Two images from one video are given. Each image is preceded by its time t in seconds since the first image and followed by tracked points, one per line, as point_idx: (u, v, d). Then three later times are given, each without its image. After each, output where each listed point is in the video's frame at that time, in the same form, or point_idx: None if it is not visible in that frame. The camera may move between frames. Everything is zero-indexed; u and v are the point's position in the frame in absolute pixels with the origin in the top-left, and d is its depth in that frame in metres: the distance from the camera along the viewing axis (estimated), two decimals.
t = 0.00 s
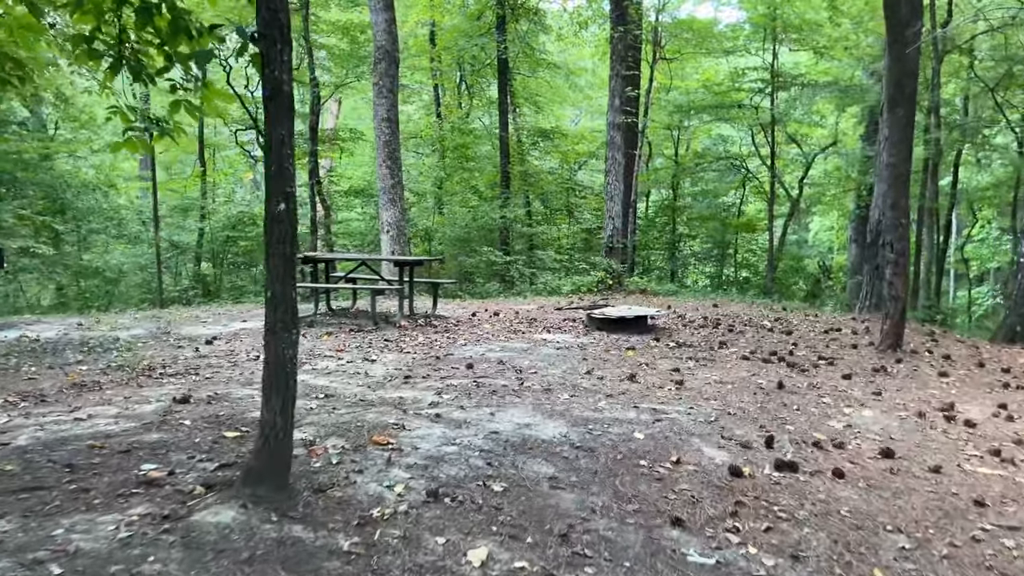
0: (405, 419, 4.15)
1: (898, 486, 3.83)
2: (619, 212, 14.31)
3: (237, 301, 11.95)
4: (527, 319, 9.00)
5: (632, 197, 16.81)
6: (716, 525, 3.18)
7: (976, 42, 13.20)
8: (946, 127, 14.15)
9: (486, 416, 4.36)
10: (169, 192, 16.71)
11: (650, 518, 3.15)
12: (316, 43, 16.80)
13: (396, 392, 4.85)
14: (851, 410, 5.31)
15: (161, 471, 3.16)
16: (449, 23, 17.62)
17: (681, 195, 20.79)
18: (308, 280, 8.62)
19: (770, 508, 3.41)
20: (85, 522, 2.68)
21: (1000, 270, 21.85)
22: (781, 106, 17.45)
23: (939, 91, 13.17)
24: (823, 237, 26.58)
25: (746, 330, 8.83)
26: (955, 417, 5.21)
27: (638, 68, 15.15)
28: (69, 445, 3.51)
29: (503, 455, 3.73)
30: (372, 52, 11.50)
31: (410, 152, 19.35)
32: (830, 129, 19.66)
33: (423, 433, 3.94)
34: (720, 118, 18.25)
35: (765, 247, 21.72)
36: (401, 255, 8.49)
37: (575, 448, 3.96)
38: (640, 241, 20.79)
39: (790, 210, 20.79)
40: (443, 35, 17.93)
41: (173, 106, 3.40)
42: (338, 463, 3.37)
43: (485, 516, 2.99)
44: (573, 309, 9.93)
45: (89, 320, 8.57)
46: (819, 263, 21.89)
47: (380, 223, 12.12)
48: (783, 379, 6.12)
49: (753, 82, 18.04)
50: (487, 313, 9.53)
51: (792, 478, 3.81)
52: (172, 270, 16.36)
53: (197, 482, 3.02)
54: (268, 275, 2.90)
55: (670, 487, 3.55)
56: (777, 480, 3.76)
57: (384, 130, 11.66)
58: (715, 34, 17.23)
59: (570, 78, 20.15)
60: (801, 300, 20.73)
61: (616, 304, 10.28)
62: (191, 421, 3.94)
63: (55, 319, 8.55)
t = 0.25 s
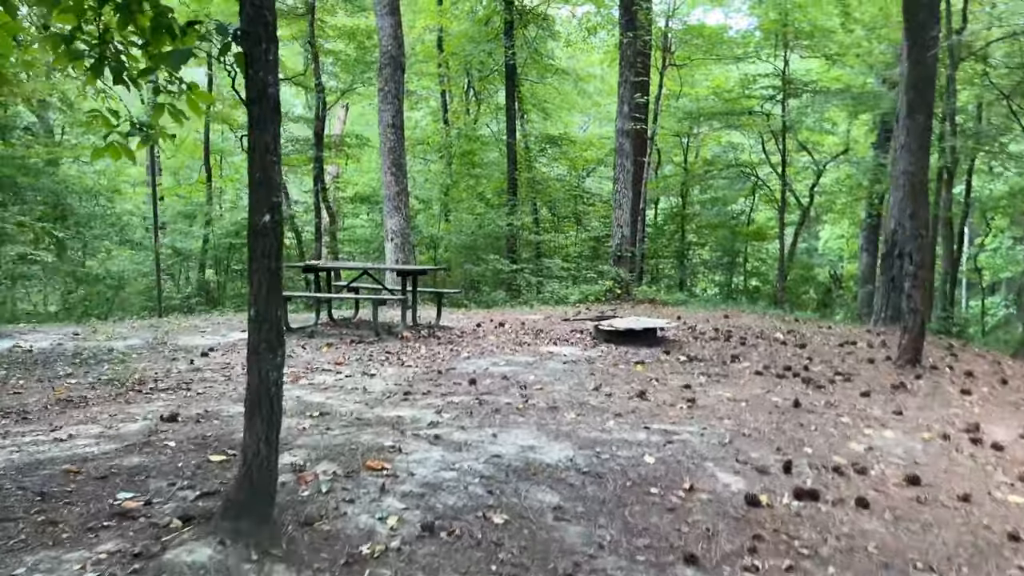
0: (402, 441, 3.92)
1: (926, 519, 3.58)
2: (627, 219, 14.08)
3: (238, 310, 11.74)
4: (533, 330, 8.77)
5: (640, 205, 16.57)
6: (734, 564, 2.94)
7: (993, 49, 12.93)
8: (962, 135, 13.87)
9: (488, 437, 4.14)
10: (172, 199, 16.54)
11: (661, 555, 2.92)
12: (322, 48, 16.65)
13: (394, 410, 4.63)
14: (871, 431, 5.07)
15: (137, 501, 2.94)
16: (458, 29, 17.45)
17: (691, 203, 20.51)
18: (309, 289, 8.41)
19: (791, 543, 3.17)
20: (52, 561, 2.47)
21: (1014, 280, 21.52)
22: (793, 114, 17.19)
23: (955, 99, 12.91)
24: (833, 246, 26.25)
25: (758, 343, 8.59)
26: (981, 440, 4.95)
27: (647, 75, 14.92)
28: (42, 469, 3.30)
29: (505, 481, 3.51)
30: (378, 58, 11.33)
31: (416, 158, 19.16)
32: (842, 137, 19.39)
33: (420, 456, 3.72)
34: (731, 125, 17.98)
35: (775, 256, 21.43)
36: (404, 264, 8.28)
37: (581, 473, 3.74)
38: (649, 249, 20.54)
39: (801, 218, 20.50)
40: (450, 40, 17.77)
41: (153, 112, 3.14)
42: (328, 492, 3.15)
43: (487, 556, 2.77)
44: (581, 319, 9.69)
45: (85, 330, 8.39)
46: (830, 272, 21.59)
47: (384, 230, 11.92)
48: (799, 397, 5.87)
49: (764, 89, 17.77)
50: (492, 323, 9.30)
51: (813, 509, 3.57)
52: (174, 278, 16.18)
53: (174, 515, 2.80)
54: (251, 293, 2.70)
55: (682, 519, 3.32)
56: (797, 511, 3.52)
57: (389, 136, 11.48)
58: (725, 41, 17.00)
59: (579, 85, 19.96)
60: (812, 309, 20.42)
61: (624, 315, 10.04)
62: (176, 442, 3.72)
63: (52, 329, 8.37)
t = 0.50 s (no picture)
0: (392, 464, 3.69)
1: (953, 553, 3.33)
2: (635, 225, 13.84)
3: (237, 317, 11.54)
4: (537, 340, 8.53)
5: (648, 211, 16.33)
6: None
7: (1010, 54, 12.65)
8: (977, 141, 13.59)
9: (483, 460, 3.90)
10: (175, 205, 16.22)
11: None
12: (327, 52, 16.49)
13: (386, 429, 4.40)
14: (890, 452, 4.81)
15: (100, 534, 2.72)
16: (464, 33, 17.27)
17: (700, 210, 20.22)
18: (307, 297, 8.19)
19: None
20: None
21: None
22: (804, 119, 16.93)
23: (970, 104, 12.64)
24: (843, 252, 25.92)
25: (769, 354, 8.33)
26: (1006, 462, 4.69)
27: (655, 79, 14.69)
28: (4, 496, 3.08)
29: (499, 510, 3.27)
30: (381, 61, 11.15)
31: (421, 163, 18.97)
32: (853, 143, 19.10)
33: (410, 481, 3.48)
34: (740, 130, 17.69)
35: (784, 263, 21.13)
36: (405, 272, 8.05)
37: (582, 500, 3.50)
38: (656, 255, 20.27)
39: (811, 225, 20.21)
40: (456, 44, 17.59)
41: (124, 113, 2.94)
42: (307, 524, 2.93)
43: None
44: (586, 328, 9.45)
45: (78, 338, 8.19)
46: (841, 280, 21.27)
47: (387, 236, 11.71)
48: (812, 414, 5.61)
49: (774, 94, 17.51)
50: (495, 332, 9.07)
51: (831, 542, 3.33)
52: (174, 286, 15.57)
53: (138, 551, 2.58)
54: (220, 312, 2.47)
55: (690, 553, 3.07)
56: (813, 544, 3.28)
57: (392, 140, 11.28)
58: (735, 45, 16.74)
59: (587, 90, 19.73)
60: (823, 317, 20.10)
61: (630, 324, 9.80)
62: (150, 465, 3.50)
63: (45, 337, 8.17)
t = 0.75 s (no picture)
0: (377, 482, 3.49)
1: None
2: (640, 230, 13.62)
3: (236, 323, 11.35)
4: (539, 348, 8.32)
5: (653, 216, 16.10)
6: None
7: None
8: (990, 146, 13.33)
9: (474, 477, 3.70)
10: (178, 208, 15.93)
11: None
12: (330, 55, 16.33)
13: (375, 443, 4.20)
14: (903, 468, 4.59)
15: (55, 559, 2.53)
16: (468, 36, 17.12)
17: (707, 215, 19.96)
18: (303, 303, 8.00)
19: None
20: None
21: None
22: (812, 124, 16.69)
23: (983, 107, 12.38)
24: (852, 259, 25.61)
25: (777, 363, 8.10)
26: None
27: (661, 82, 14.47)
28: None
29: (488, 533, 3.07)
30: (383, 63, 10.99)
31: (425, 168, 18.78)
32: (862, 147, 18.83)
33: (394, 501, 3.28)
34: (748, 135, 17.41)
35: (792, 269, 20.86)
36: (402, 277, 7.85)
37: (577, 521, 3.29)
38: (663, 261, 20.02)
39: (820, 230, 19.94)
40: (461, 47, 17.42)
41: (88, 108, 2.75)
42: (280, 549, 2.73)
43: None
44: (590, 336, 9.23)
45: (70, 344, 8.01)
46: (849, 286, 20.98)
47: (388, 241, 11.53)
48: (821, 427, 5.39)
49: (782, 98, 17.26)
50: (496, 339, 8.87)
51: (843, 568, 3.11)
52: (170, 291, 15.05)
53: None
54: (181, 320, 2.29)
55: None
56: (824, 571, 3.06)
57: (394, 144, 11.11)
58: (743, 50, 16.49)
59: (593, 94, 19.54)
60: (831, 324, 19.83)
61: (635, 331, 9.58)
62: (120, 482, 3.31)
63: (36, 343, 8.00)
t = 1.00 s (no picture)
0: (358, 506, 3.30)
1: None
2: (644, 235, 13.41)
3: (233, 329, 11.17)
4: (539, 357, 8.11)
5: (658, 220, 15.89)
6: None
7: None
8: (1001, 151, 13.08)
9: (462, 499, 3.50)
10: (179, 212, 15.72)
11: None
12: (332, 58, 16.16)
13: (360, 461, 4.00)
14: (916, 488, 4.37)
15: None
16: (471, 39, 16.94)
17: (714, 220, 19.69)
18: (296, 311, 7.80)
19: None
20: None
21: None
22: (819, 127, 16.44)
23: (995, 111, 12.14)
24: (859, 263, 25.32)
25: (783, 372, 7.88)
26: None
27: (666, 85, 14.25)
28: None
29: (473, 564, 2.86)
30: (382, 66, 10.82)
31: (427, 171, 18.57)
32: (870, 151, 18.56)
33: (374, 527, 3.08)
34: (754, 138, 17.14)
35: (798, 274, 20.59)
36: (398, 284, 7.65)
37: (570, 549, 3.08)
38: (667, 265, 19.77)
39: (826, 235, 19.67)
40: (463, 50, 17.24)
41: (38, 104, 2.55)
42: None
43: None
44: (591, 344, 9.01)
45: (58, 352, 7.83)
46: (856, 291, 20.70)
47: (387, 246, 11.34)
48: (829, 442, 5.17)
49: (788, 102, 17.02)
50: (495, 347, 8.67)
51: None
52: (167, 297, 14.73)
53: None
54: (130, 340, 2.09)
55: None
56: None
57: (393, 148, 10.93)
58: (749, 53, 16.22)
59: (597, 97, 19.33)
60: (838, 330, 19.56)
61: (637, 339, 9.36)
62: (84, 506, 3.11)
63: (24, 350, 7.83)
